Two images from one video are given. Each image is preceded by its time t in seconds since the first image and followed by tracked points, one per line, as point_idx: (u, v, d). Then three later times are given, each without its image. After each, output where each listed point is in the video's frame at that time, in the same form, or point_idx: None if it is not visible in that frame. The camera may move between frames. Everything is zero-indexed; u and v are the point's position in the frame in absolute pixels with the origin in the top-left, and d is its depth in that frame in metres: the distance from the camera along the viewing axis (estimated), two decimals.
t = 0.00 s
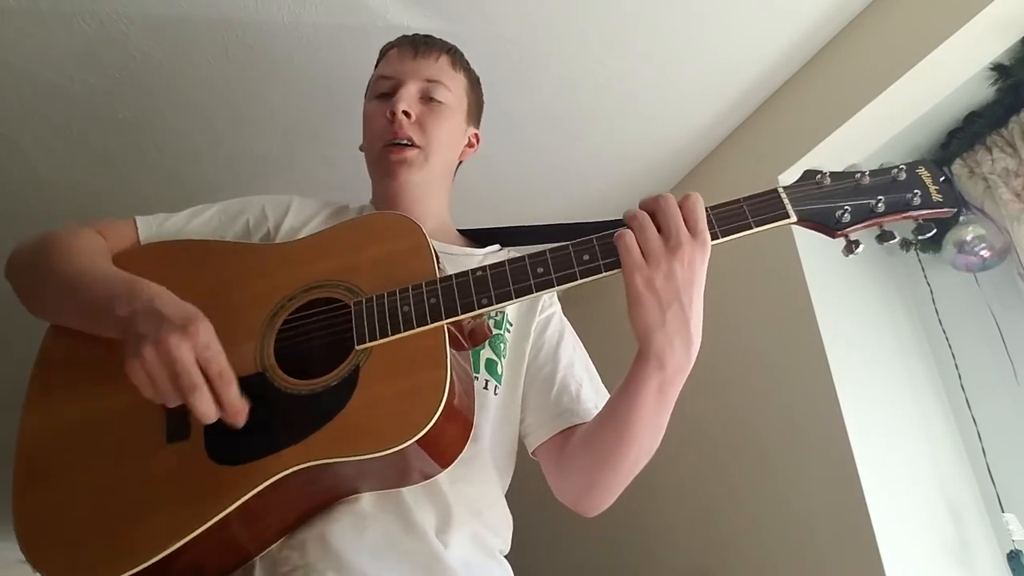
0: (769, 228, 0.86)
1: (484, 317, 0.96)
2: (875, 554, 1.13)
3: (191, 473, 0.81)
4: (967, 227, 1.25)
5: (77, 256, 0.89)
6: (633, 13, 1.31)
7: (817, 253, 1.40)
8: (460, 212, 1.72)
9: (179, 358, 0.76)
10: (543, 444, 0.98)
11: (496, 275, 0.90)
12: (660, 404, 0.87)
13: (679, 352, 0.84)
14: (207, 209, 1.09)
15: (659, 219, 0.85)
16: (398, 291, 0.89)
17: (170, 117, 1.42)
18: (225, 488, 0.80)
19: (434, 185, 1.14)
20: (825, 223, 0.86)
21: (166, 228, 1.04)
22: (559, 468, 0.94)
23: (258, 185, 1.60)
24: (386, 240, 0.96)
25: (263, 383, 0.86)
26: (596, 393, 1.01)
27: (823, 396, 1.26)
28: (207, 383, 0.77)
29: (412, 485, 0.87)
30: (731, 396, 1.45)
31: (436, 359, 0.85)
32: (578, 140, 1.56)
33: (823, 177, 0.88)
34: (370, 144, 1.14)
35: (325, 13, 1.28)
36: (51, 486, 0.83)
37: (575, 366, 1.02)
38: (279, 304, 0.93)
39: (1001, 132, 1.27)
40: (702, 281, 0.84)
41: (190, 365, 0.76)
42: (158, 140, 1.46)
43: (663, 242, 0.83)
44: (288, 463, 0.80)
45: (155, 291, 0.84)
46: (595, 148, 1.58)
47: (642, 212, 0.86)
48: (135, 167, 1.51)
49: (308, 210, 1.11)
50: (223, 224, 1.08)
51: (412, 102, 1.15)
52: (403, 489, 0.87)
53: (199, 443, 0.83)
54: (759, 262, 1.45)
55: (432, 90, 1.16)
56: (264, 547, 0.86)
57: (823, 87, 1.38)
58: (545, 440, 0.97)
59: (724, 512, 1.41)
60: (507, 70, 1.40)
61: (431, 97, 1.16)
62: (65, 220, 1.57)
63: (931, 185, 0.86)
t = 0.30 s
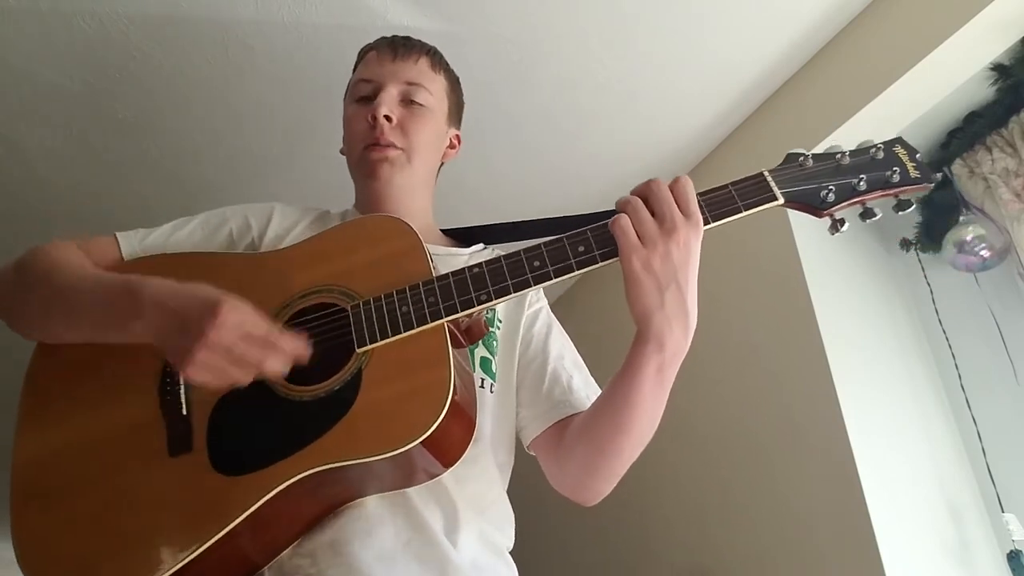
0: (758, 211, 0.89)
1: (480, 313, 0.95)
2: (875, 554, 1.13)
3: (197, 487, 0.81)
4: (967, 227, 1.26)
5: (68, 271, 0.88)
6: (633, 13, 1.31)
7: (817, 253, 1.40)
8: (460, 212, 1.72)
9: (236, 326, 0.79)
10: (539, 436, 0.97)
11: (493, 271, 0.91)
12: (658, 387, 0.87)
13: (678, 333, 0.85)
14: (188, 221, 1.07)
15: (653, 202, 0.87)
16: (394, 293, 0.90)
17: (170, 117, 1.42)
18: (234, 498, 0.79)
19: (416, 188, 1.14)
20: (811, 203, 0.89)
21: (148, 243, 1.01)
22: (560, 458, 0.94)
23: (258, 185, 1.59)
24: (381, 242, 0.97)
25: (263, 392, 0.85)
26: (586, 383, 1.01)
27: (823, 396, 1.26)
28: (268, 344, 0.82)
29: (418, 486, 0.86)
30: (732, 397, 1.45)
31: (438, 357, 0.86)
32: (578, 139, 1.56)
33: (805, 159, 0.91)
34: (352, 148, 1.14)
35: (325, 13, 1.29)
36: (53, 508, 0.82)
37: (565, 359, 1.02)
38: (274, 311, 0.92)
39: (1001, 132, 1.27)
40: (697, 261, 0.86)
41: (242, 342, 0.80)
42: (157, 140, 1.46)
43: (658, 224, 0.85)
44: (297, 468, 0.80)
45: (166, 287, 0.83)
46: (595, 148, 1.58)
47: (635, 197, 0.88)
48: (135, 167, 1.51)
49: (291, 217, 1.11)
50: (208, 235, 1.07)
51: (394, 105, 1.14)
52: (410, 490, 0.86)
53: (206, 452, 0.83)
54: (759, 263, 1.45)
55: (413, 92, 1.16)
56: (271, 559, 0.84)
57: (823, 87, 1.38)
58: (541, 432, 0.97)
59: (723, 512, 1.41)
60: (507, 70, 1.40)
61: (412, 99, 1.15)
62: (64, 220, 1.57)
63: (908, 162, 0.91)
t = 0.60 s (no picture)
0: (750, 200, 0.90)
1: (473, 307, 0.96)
2: (875, 554, 1.13)
3: (191, 482, 0.81)
4: (967, 227, 1.27)
5: (64, 268, 0.88)
6: (633, 13, 1.31)
7: (817, 253, 1.40)
8: (460, 212, 1.72)
9: (258, 275, 0.84)
10: (534, 431, 0.97)
11: (485, 264, 0.91)
12: (651, 379, 0.87)
13: (670, 324, 0.86)
14: (183, 219, 1.08)
15: (643, 191, 0.88)
16: (387, 288, 0.90)
17: (170, 116, 1.42)
18: (229, 492, 0.79)
19: (412, 184, 1.14)
20: (803, 192, 0.90)
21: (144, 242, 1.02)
22: (554, 452, 0.94)
23: (258, 185, 1.59)
24: (376, 236, 0.97)
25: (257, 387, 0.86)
26: (582, 377, 1.01)
27: (823, 396, 1.26)
28: (287, 278, 0.88)
29: (412, 480, 0.87)
30: (731, 397, 1.45)
31: (431, 350, 0.86)
32: (578, 140, 1.56)
33: (798, 148, 0.92)
34: (348, 144, 1.14)
35: (325, 13, 1.29)
36: (46, 505, 0.81)
37: (560, 353, 1.01)
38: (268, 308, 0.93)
39: (1001, 132, 1.27)
40: (688, 250, 0.86)
41: (272, 271, 0.86)
42: (157, 139, 1.46)
43: (649, 214, 0.86)
44: (291, 463, 0.80)
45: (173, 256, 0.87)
46: (595, 148, 1.58)
47: (626, 187, 0.89)
48: (135, 167, 1.51)
49: (286, 215, 1.11)
50: (202, 233, 1.07)
51: (390, 101, 1.14)
52: (404, 484, 0.87)
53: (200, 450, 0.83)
54: (758, 262, 1.45)
55: (409, 89, 1.16)
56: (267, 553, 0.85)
57: (822, 87, 1.38)
58: (536, 426, 0.97)
59: (723, 512, 1.41)
60: (507, 70, 1.40)
61: (409, 96, 1.16)
62: (63, 220, 1.57)
63: (901, 149, 0.92)
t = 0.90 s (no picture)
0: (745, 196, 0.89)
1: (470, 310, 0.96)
2: (875, 553, 1.13)
3: (191, 494, 0.81)
4: (967, 227, 1.27)
5: (61, 283, 0.88)
6: (633, 13, 1.31)
7: (817, 253, 1.40)
8: (459, 212, 1.72)
9: (241, 296, 0.83)
10: (535, 431, 0.97)
11: (479, 268, 0.90)
12: (647, 381, 0.88)
13: (664, 327, 0.86)
14: (180, 225, 1.08)
15: (635, 193, 0.87)
16: (381, 293, 0.90)
17: (170, 116, 1.42)
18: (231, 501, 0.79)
19: (410, 183, 1.14)
20: (799, 186, 0.90)
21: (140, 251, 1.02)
22: (552, 455, 0.94)
23: (258, 185, 1.59)
24: (373, 241, 0.97)
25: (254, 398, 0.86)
26: (582, 375, 1.01)
27: (823, 396, 1.26)
28: (275, 298, 0.86)
29: (413, 484, 0.87)
30: (730, 397, 1.45)
31: (427, 356, 0.86)
32: (578, 139, 1.56)
33: (793, 142, 0.91)
34: (345, 144, 1.13)
35: (325, 13, 1.29)
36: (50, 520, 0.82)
37: (560, 352, 1.01)
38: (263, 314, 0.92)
39: (1001, 132, 1.27)
40: (681, 252, 0.86)
41: (253, 295, 0.84)
42: (156, 139, 1.46)
43: (641, 216, 0.85)
44: (291, 472, 0.80)
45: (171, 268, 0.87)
46: (595, 148, 1.58)
47: (617, 188, 0.88)
48: (135, 167, 1.51)
49: (282, 220, 1.11)
50: (199, 239, 1.07)
51: (388, 100, 1.14)
52: (405, 489, 0.86)
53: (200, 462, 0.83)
54: (758, 263, 1.45)
55: (407, 88, 1.16)
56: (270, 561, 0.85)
57: (823, 87, 1.38)
58: (536, 426, 0.97)
59: (723, 512, 1.40)
60: (507, 70, 1.40)
61: (406, 95, 1.16)
62: (63, 220, 1.57)
63: (899, 139, 0.91)
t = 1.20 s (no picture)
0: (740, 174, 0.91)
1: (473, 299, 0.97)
2: (875, 554, 1.13)
3: (200, 495, 0.80)
4: (967, 227, 1.27)
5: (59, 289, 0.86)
6: (633, 13, 1.31)
7: (817, 253, 1.40)
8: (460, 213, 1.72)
9: (216, 343, 0.76)
10: (538, 420, 0.96)
11: (484, 256, 0.91)
12: (653, 357, 0.87)
13: (669, 301, 0.86)
14: (172, 233, 1.08)
15: (635, 173, 0.88)
16: (388, 284, 0.90)
17: (170, 116, 1.42)
18: (244, 499, 0.79)
19: (403, 182, 1.13)
20: (789, 162, 0.91)
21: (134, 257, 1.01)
22: (559, 439, 0.93)
23: (258, 185, 1.59)
24: (371, 236, 0.97)
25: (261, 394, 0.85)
26: (581, 364, 1.00)
27: (823, 396, 1.26)
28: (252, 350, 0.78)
29: (423, 476, 0.87)
30: (730, 397, 1.45)
31: (437, 346, 0.86)
32: (578, 140, 1.56)
33: (781, 120, 0.93)
34: (338, 145, 1.13)
35: (325, 12, 1.29)
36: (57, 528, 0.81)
37: (559, 341, 1.01)
38: (267, 313, 0.92)
39: (1001, 132, 1.26)
40: (683, 228, 0.87)
41: (226, 343, 0.76)
42: (156, 139, 1.46)
43: (643, 194, 0.86)
44: (304, 466, 0.80)
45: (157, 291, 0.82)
46: (595, 148, 1.58)
47: (618, 170, 0.89)
48: (135, 167, 1.51)
49: (274, 223, 1.11)
50: (191, 245, 1.07)
51: (380, 100, 1.14)
52: (416, 481, 0.87)
53: (211, 462, 0.82)
54: (759, 263, 1.45)
55: (398, 88, 1.16)
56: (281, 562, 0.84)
57: (822, 87, 1.38)
58: (540, 415, 0.96)
59: (723, 512, 1.40)
60: (507, 70, 1.40)
61: (397, 95, 1.16)
62: (63, 220, 1.56)
63: (881, 115, 0.92)
